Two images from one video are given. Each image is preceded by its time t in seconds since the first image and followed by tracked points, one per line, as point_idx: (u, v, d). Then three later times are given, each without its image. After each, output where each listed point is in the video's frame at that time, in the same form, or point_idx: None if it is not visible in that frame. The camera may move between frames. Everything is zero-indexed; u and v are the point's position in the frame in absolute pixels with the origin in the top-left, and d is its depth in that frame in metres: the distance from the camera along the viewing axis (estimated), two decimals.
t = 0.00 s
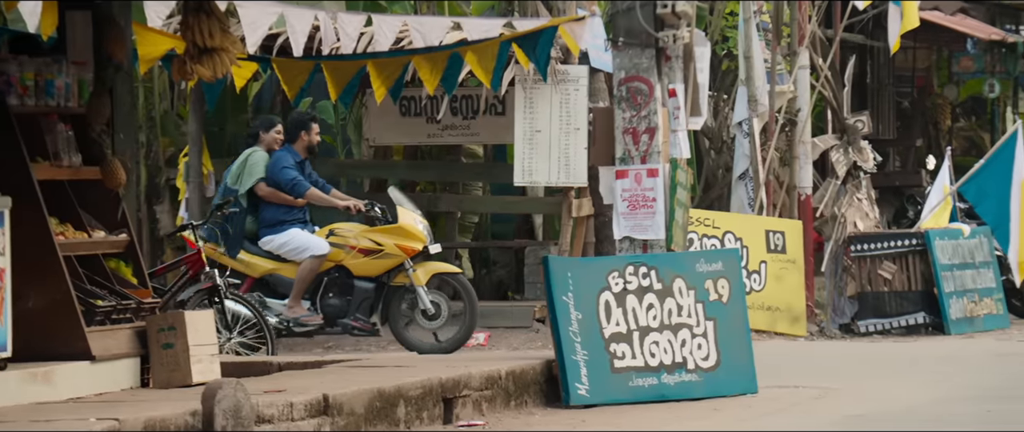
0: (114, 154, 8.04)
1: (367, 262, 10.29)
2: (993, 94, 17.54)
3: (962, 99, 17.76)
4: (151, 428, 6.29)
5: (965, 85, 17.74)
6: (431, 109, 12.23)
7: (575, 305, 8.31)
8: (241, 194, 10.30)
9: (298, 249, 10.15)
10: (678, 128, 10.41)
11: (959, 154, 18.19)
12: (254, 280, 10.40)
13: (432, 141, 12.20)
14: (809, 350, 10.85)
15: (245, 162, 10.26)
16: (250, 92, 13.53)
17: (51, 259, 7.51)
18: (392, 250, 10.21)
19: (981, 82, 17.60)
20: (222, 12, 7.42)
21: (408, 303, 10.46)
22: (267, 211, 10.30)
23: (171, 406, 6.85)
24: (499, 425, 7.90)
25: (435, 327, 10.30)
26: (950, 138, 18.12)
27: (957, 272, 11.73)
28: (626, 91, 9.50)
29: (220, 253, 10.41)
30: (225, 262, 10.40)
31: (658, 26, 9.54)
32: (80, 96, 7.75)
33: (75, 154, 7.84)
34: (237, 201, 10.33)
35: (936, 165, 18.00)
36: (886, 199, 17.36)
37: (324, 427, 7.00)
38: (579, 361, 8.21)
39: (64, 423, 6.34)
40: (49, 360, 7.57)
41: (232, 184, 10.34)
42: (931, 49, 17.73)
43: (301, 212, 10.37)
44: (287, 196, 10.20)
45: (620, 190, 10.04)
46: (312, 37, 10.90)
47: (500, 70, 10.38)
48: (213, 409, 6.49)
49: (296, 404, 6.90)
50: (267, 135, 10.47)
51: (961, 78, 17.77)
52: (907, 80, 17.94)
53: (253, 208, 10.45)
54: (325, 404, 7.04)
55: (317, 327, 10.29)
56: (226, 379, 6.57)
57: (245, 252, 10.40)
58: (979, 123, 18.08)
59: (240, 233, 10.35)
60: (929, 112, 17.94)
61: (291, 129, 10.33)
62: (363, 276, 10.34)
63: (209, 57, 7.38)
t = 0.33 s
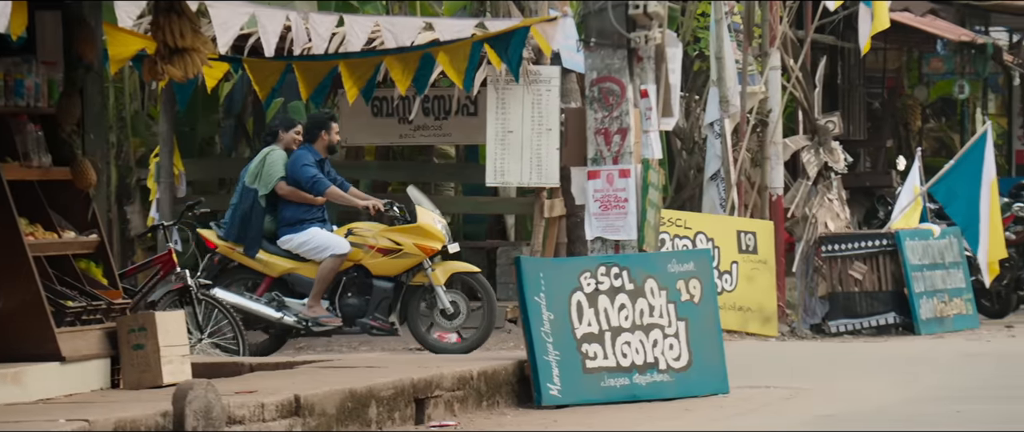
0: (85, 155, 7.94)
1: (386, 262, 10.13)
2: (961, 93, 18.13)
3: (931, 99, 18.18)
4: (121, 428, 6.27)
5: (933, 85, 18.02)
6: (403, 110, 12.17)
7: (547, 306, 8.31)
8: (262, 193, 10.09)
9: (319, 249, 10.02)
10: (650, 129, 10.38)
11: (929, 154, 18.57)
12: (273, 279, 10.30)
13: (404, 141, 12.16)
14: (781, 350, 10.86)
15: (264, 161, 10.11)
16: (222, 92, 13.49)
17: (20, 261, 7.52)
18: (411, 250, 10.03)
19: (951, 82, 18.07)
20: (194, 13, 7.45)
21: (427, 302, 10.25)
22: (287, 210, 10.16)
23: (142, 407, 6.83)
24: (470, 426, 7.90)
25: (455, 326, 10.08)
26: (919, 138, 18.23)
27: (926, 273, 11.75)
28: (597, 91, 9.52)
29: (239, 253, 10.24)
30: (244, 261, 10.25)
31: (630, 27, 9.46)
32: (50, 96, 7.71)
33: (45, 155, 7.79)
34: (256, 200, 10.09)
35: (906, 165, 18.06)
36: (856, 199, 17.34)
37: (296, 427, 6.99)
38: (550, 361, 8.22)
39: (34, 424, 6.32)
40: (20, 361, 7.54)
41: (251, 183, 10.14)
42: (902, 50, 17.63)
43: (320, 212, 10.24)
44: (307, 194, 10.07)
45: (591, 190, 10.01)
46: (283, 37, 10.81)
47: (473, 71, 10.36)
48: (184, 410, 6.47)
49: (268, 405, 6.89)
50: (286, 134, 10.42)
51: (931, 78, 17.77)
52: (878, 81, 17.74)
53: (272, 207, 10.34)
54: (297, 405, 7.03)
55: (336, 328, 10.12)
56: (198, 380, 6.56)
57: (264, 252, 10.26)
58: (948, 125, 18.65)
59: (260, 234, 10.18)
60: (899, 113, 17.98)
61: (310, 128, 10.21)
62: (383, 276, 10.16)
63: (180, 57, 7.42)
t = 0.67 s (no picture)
0: (53, 156, 7.57)
1: (402, 263, 9.90)
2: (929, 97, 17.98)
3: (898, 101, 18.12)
4: (88, 429, 6.24)
5: (900, 88, 18.19)
6: (372, 111, 12.16)
7: (517, 307, 8.33)
8: (279, 194, 9.93)
9: (339, 249, 9.81)
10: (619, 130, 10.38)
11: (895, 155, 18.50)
12: (289, 280, 10.04)
13: (374, 143, 12.11)
14: (750, 352, 10.87)
15: (282, 162, 9.96)
16: (190, 93, 13.45)
17: None
18: (428, 251, 9.82)
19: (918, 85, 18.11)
20: (161, 13, 7.32)
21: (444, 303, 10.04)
22: (304, 211, 9.99)
23: (109, 409, 6.81)
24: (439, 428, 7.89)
25: (471, 327, 9.87)
26: (886, 139, 17.99)
27: (894, 274, 11.76)
28: (567, 92, 9.45)
29: (256, 253, 9.99)
30: (260, 262, 10.00)
31: (599, 29, 9.49)
32: (15, 96, 7.41)
33: (11, 155, 7.49)
34: (273, 201, 9.93)
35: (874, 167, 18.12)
36: (824, 201, 17.36)
37: (263, 429, 6.96)
38: (519, 363, 8.23)
39: None
40: None
41: (268, 184, 9.97)
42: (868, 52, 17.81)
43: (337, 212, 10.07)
44: (323, 195, 9.92)
45: (561, 192, 9.98)
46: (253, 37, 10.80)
47: (442, 73, 10.42)
48: (151, 413, 6.47)
49: (236, 407, 6.84)
50: (304, 136, 10.29)
51: (897, 81, 18.09)
52: (846, 83, 17.90)
53: (288, 209, 10.13)
54: (265, 407, 7.01)
55: (353, 329, 9.94)
56: (165, 382, 6.54)
57: (280, 253, 10.01)
58: (915, 127, 18.84)
59: (276, 235, 9.95)
60: (866, 115, 17.80)
61: (329, 129, 10.09)
62: (398, 277, 9.93)
63: (147, 58, 7.26)
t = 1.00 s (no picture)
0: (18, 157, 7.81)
1: (420, 264, 9.87)
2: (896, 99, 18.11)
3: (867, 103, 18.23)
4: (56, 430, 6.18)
5: (869, 90, 18.33)
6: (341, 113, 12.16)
7: (486, 309, 8.30)
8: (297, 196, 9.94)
9: (356, 251, 9.80)
10: (589, 132, 10.34)
11: (864, 157, 18.76)
12: (307, 282, 10.08)
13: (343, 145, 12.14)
14: (718, 353, 10.85)
15: (301, 163, 9.93)
16: (158, 94, 13.41)
17: None
18: (445, 252, 9.78)
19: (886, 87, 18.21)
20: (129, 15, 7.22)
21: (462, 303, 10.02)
22: (322, 213, 9.98)
23: (76, 412, 6.78)
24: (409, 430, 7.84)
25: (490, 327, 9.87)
26: (854, 142, 18.19)
27: (862, 276, 11.77)
28: (537, 94, 9.45)
29: (273, 255, 10.02)
30: (277, 264, 10.03)
31: (568, 30, 9.51)
32: None
33: None
34: (291, 203, 9.94)
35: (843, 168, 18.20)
36: (792, 203, 17.41)
37: None
38: (488, 365, 8.20)
39: None
40: None
41: (287, 185, 9.97)
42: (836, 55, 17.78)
43: (354, 215, 10.05)
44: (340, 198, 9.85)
45: (530, 193, 9.98)
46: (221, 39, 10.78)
47: (411, 75, 10.42)
48: (120, 415, 6.34)
49: (204, 409, 6.73)
50: (323, 138, 10.17)
51: (866, 83, 18.34)
52: (814, 85, 17.85)
53: (307, 211, 10.13)
54: (233, 409, 6.86)
55: (370, 331, 9.90)
56: (133, 384, 6.45)
57: (298, 255, 10.05)
58: (884, 129, 18.90)
59: (293, 237, 9.97)
60: (835, 117, 17.96)
61: (348, 131, 9.97)
62: (416, 279, 9.91)
63: (115, 60, 7.16)
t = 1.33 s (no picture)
0: None
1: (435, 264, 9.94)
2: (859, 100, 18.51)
3: (831, 104, 18.48)
4: None
5: (833, 91, 18.55)
6: (306, 113, 12.12)
7: (452, 309, 8.23)
8: (311, 197, 9.71)
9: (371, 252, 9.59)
10: (554, 132, 10.34)
11: (828, 157, 19.14)
12: (321, 282, 9.90)
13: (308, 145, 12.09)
14: (684, 353, 10.84)
15: (315, 165, 9.70)
16: (122, 94, 13.36)
17: None
18: (460, 252, 9.89)
19: (850, 88, 18.49)
20: (92, 13, 6.96)
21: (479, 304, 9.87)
22: (336, 213, 9.79)
23: (39, 414, 6.76)
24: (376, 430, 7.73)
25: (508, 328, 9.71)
26: (818, 142, 18.55)
27: (827, 276, 11.82)
28: (503, 94, 9.50)
29: (287, 256, 9.82)
30: (292, 264, 9.83)
31: (534, 30, 9.56)
32: None
33: None
34: (306, 204, 9.73)
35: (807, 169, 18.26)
36: (757, 203, 17.54)
37: None
38: (454, 365, 8.13)
39: None
40: None
41: (301, 186, 9.73)
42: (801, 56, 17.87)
43: (368, 214, 9.86)
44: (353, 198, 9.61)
45: (496, 193, 9.73)
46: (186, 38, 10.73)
47: (377, 73, 10.41)
48: (83, 415, 6.35)
49: (168, 409, 6.67)
50: (336, 138, 9.98)
51: (831, 84, 18.47)
52: (779, 86, 17.72)
53: (322, 211, 9.93)
54: (197, 410, 6.81)
55: (384, 331, 9.71)
56: (96, 385, 6.46)
57: (312, 255, 9.85)
58: (847, 129, 19.30)
59: (308, 237, 9.76)
60: (800, 118, 18.22)
61: (360, 131, 9.65)
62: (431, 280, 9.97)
63: (79, 59, 6.88)
